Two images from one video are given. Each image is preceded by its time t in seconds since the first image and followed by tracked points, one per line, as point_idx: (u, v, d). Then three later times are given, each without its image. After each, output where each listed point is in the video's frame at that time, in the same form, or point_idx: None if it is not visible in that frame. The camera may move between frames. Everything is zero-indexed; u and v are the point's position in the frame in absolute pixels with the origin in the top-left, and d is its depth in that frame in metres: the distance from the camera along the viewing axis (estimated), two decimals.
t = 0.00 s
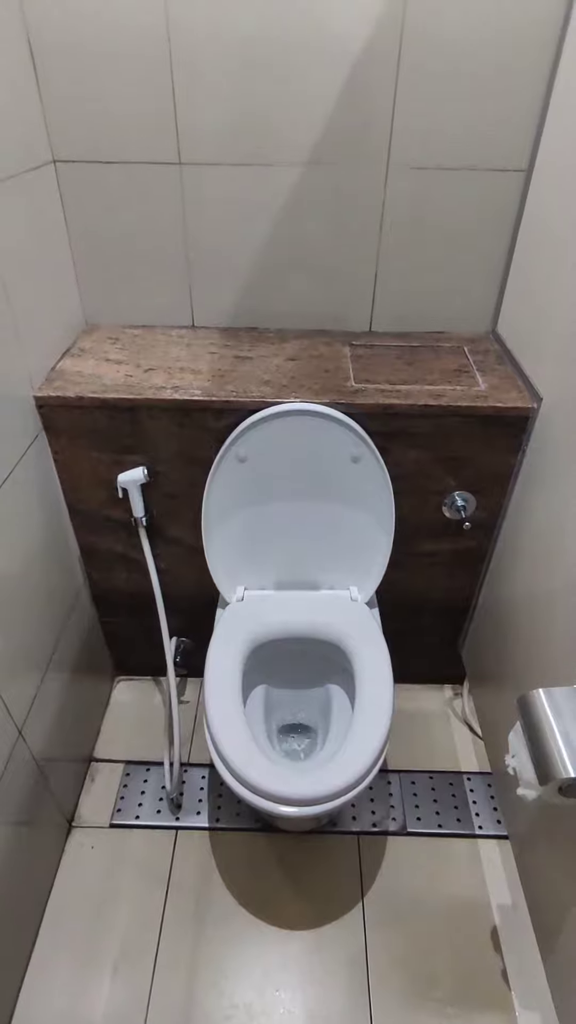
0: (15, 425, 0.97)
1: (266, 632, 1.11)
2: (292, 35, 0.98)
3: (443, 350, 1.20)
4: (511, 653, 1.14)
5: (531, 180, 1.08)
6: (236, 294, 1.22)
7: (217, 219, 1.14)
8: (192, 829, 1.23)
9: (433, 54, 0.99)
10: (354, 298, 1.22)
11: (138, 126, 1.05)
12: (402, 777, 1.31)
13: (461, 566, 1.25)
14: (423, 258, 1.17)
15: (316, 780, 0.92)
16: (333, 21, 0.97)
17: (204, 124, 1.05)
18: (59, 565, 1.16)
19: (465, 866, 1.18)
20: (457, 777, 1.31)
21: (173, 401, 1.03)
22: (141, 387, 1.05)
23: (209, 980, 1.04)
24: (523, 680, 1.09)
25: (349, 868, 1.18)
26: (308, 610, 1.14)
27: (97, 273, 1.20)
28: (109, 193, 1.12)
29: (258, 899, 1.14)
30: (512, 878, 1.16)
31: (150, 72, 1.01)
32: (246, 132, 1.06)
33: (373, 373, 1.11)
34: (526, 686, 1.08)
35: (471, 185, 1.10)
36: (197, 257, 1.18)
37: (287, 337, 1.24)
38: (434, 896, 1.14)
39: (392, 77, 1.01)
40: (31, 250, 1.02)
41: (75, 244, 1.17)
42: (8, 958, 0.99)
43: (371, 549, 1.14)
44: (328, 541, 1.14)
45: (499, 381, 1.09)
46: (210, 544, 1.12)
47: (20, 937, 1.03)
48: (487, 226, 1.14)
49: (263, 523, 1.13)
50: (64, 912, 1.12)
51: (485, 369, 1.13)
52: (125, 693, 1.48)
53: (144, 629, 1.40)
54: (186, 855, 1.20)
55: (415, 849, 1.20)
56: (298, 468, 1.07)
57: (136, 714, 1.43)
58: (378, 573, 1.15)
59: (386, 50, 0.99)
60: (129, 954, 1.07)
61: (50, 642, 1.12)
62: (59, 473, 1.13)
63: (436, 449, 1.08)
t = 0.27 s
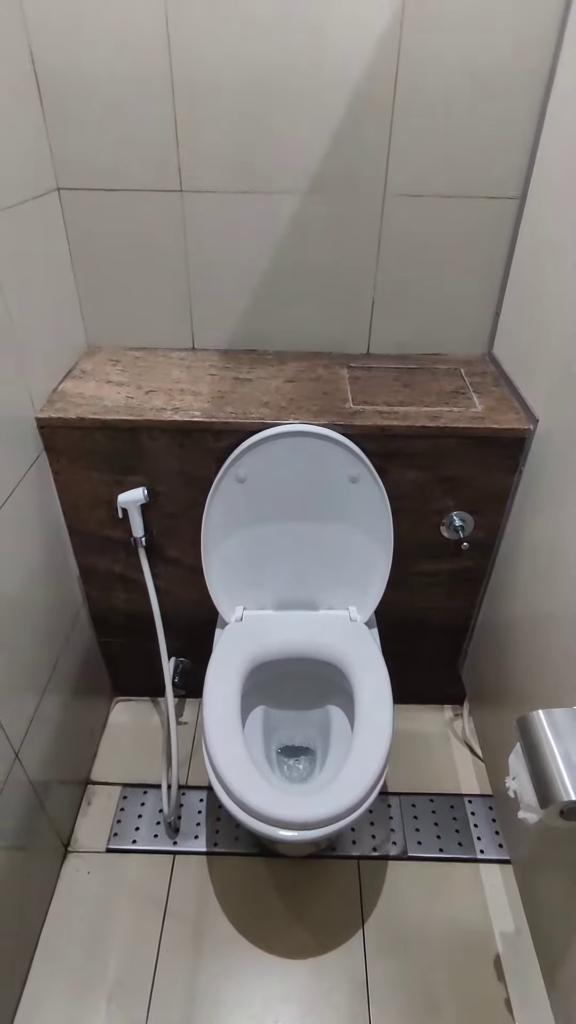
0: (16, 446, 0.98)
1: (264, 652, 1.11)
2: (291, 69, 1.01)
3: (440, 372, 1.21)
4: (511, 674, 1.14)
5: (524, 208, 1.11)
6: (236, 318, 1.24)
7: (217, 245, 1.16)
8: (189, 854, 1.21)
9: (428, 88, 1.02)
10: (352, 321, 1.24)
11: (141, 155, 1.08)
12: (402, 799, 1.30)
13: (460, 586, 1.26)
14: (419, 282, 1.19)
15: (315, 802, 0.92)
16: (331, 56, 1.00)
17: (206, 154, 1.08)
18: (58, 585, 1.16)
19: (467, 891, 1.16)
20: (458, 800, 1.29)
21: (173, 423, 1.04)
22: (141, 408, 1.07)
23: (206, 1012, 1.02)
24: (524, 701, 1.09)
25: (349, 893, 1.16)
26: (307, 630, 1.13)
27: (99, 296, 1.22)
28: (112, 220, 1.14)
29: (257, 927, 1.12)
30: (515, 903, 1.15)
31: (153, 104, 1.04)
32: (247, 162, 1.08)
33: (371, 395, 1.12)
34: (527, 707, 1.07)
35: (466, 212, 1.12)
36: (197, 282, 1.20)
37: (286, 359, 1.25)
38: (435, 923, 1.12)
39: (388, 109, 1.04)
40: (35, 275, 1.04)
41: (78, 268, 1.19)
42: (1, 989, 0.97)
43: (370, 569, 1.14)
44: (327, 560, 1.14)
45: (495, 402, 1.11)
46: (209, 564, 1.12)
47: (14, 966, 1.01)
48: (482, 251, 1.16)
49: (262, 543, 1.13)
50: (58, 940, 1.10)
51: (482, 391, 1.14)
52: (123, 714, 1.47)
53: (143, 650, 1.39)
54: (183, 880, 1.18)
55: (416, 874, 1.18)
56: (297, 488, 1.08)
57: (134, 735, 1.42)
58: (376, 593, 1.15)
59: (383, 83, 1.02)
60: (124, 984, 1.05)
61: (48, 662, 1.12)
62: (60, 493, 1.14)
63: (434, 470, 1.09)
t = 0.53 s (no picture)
0: (17, 470, 0.99)
1: (263, 675, 1.11)
2: (289, 106, 1.04)
3: (436, 397, 1.23)
4: (511, 697, 1.14)
5: (516, 238, 1.14)
6: (235, 344, 1.26)
7: (217, 273, 1.18)
8: (186, 882, 1.19)
9: (422, 123, 1.05)
10: (349, 347, 1.26)
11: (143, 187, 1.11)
12: (402, 825, 1.28)
13: (458, 608, 1.26)
14: (415, 309, 1.22)
15: (314, 829, 0.91)
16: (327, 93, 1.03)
17: (206, 186, 1.11)
18: (57, 608, 1.16)
19: (469, 921, 1.14)
20: (458, 826, 1.28)
21: (173, 447, 1.05)
22: (141, 432, 1.08)
23: None
24: (523, 724, 1.08)
25: (349, 922, 1.14)
26: (305, 653, 1.13)
27: (100, 323, 1.24)
28: (114, 249, 1.17)
29: (255, 958, 1.09)
30: (517, 933, 1.13)
31: (155, 140, 1.07)
32: (246, 194, 1.11)
33: (368, 419, 1.14)
34: (527, 731, 1.07)
35: (459, 243, 1.15)
36: (198, 308, 1.22)
37: (284, 384, 1.27)
38: (437, 953, 1.10)
39: (383, 143, 1.07)
40: (38, 302, 1.06)
41: (81, 295, 1.21)
42: None
43: (368, 591, 1.15)
44: (326, 583, 1.15)
45: (491, 426, 1.12)
46: (208, 586, 1.12)
47: (6, 999, 0.99)
48: (476, 280, 1.19)
49: (261, 565, 1.13)
50: (52, 972, 1.07)
51: (478, 415, 1.16)
52: (120, 738, 1.46)
53: (141, 673, 1.39)
54: (180, 909, 1.16)
55: (417, 903, 1.17)
56: (296, 511, 1.09)
57: (131, 760, 1.41)
58: (375, 616, 1.15)
59: (378, 119, 1.05)
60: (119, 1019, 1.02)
61: (46, 686, 1.11)
62: (59, 516, 1.15)
63: (431, 493, 1.10)
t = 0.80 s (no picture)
0: (18, 496, 1.00)
1: (261, 701, 1.10)
2: (287, 143, 1.07)
3: (433, 422, 1.25)
4: (510, 722, 1.13)
5: (510, 268, 1.16)
6: (234, 370, 1.28)
7: (217, 302, 1.21)
8: (183, 914, 1.17)
9: (416, 159, 1.08)
10: (347, 373, 1.28)
11: (144, 219, 1.14)
12: (402, 854, 1.26)
13: (456, 632, 1.26)
14: (411, 337, 1.24)
15: (312, 860, 0.89)
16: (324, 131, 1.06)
17: (207, 218, 1.13)
18: (55, 633, 1.16)
19: (471, 953, 1.12)
20: (459, 854, 1.26)
21: (173, 472, 1.06)
22: (141, 458, 1.09)
23: None
24: (523, 751, 1.07)
25: (348, 956, 1.12)
26: (304, 678, 1.13)
27: (102, 349, 1.26)
28: (116, 278, 1.19)
29: (253, 993, 1.07)
30: (520, 966, 1.11)
31: (158, 175, 1.10)
32: (246, 225, 1.14)
33: (365, 445, 1.15)
34: (527, 758, 1.06)
35: (454, 272, 1.18)
36: (197, 336, 1.24)
37: (283, 409, 1.29)
38: (438, 988, 1.08)
39: (378, 178, 1.10)
40: (42, 330, 1.08)
41: (83, 323, 1.23)
42: None
43: (366, 616, 1.15)
44: (324, 608, 1.15)
45: (487, 452, 1.14)
46: (207, 611, 1.13)
47: None
48: (471, 308, 1.21)
49: (259, 590, 1.14)
50: (44, 1009, 1.05)
51: (474, 440, 1.17)
52: (117, 764, 1.44)
53: (138, 697, 1.38)
54: (177, 942, 1.14)
55: (417, 935, 1.14)
56: (294, 536, 1.09)
57: (128, 786, 1.39)
58: (373, 641, 1.15)
59: (374, 155, 1.08)
60: None
61: (42, 712, 1.11)
62: (59, 541, 1.15)
63: (428, 518, 1.11)
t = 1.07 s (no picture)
0: (19, 520, 1.00)
1: (260, 726, 1.09)
2: (286, 177, 1.10)
3: (431, 446, 1.26)
4: (511, 748, 1.12)
5: (505, 296, 1.18)
6: (235, 395, 1.30)
7: (218, 329, 1.23)
8: (180, 947, 1.15)
9: (412, 193, 1.11)
10: (346, 398, 1.30)
11: (147, 250, 1.16)
12: (403, 884, 1.24)
13: (456, 656, 1.26)
14: (409, 363, 1.26)
15: (312, 890, 0.88)
16: (323, 166, 1.09)
17: (208, 248, 1.16)
18: (53, 657, 1.16)
19: (475, 988, 1.10)
20: (461, 884, 1.24)
21: (173, 497, 1.07)
22: (142, 482, 1.10)
23: None
24: (525, 777, 1.06)
25: (349, 991, 1.09)
26: (303, 703, 1.12)
27: (104, 375, 1.28)
28: (119, 306, 1.21)
29: None
30: (525, 1001, 1.08)
31: (160, 206, 1.13)
32: (246, 255, 1.16)
33: (364, 469, 1.16)
34: (528, 785, 1.05)
35: (451, 300, 1.20)
36: (198, 362, 1.26)
37: (282, 434, 1.30)
38: None
39: (376, 211, 1.13)
40: (45, 357, 1.09)
41: (86, 350, 1.25)
42: None
43: (366, 640, 1.14)
44: (323, 631, 1.15)
45: (484, 476, 1.15)
46: (206, 635, 1.12)
47: None
48: (468, 335, 1.23)
49: (259, 614, 1.14)
50: None
51: (472, 465, 1.18)
52: (114, 790, 1.42)
53: (136, 722, 1.37)
54: (173, 977, 1.11)
55: (419, 969, 1.12)
56: (293, 560, 1.10)
57: (125, 814, 1.37)
58: (373, 665, 1.14)
59: (371, 189, 1.11)
60: None
61: (39, 738, 1.10)
62: (59, 564, 1.16)
63: (427, 542, 1.12)
